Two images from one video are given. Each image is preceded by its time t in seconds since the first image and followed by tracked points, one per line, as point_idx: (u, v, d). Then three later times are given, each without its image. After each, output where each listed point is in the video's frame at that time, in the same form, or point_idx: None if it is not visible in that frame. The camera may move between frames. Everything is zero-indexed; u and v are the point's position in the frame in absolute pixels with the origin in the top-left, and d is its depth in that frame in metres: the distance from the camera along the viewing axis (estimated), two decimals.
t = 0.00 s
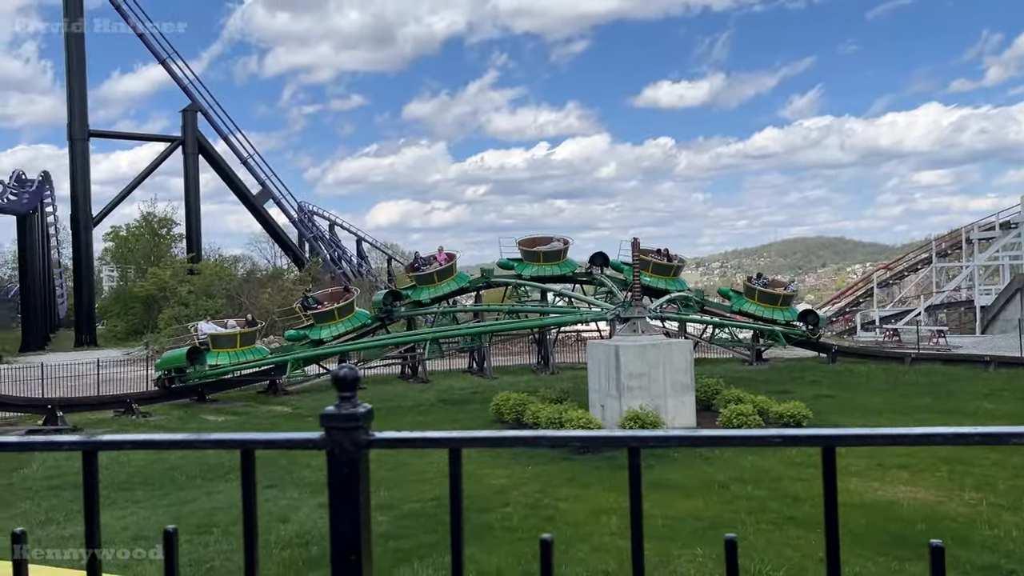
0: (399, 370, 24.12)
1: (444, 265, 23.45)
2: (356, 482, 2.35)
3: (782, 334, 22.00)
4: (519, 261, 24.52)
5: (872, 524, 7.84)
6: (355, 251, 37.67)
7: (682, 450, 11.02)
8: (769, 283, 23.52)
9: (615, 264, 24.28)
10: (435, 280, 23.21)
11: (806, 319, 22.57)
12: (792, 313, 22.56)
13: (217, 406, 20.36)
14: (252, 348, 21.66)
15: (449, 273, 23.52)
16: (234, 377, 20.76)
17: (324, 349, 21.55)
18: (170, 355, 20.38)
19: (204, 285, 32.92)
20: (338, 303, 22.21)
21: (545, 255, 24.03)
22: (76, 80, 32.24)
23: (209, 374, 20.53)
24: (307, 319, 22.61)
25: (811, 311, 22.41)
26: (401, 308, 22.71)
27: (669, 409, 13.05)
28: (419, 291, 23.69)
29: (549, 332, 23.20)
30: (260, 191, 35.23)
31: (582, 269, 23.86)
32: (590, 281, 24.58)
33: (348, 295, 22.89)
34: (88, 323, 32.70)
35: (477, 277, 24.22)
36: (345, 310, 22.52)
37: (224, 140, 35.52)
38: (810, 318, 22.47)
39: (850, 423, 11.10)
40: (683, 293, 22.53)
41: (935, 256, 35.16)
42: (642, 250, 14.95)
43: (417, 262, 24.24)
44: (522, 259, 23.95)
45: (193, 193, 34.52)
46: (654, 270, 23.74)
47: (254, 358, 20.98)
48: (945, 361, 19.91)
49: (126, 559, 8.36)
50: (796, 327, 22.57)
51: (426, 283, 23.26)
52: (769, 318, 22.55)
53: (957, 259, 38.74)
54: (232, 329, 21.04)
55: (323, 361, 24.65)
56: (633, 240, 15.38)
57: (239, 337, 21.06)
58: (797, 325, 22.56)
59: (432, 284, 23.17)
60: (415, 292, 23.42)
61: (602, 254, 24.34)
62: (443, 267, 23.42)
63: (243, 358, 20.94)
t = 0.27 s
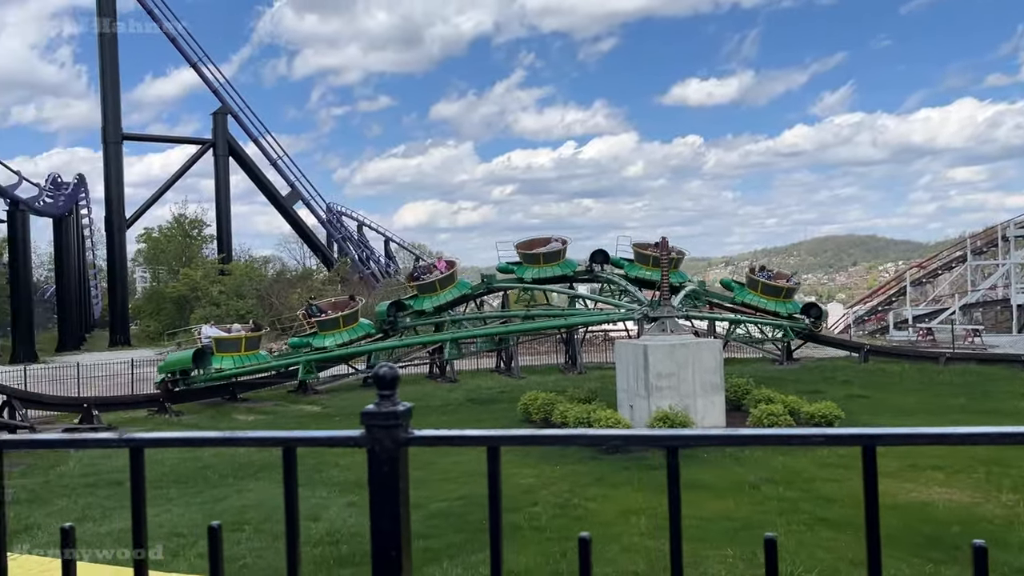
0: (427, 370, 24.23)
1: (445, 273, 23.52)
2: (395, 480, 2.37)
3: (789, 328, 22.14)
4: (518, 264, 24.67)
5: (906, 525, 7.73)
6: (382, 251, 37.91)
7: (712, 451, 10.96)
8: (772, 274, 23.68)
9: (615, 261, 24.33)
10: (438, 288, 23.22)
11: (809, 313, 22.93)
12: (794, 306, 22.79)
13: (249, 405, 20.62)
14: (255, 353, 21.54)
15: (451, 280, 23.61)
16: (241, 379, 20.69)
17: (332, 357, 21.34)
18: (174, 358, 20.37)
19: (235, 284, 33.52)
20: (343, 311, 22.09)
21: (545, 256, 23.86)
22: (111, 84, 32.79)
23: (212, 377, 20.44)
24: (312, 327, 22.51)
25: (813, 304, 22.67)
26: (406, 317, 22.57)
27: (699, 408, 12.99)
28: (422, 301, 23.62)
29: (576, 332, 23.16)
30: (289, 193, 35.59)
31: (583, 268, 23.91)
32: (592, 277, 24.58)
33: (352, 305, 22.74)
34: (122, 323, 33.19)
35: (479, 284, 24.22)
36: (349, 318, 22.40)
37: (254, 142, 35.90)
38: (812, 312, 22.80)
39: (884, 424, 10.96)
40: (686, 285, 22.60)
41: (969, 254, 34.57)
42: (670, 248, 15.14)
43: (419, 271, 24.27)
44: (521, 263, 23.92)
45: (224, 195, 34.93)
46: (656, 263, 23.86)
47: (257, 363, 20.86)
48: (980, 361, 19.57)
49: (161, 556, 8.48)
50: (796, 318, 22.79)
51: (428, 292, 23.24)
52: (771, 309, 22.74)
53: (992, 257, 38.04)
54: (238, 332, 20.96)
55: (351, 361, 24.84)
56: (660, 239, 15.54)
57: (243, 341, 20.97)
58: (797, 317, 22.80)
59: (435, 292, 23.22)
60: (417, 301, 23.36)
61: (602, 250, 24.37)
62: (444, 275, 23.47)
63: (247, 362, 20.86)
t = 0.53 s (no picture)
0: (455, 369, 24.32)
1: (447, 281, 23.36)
2: (433, 476, 2.39)
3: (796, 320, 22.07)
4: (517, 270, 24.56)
5: (941, 527, 7.62)
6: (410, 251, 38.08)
7: (742, 451, 10.88)
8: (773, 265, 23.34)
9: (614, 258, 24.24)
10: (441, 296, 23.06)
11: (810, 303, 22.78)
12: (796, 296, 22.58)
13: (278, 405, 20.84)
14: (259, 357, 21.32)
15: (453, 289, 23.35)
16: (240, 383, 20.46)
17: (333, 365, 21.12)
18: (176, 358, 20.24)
19: (264, 285, 33.97)
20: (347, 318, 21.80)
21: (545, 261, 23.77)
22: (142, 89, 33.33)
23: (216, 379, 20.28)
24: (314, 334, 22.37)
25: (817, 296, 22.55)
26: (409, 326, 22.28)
27: (728, 408, 12.95)
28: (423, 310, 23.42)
29: (604, 331, 23.09)
30: (317, 193, 35.88)
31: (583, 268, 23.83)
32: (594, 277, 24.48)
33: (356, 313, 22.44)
34: (155, 324, 33.41)
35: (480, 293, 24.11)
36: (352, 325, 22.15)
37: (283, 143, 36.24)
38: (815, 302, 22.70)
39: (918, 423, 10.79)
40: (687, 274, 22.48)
41: (1006, 251, 33.85)
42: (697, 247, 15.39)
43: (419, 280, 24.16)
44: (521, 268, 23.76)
45: (253, 196, 35.30)
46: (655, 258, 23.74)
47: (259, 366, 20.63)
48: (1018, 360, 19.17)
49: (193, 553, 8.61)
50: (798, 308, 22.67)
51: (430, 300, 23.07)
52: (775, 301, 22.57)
53: None
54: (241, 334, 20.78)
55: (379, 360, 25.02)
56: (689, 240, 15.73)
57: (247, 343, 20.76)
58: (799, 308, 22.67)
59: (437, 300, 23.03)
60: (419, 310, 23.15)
61: (601, 249, 24.10)
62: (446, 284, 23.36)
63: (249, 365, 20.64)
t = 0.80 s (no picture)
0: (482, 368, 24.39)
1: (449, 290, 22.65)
2: (470, 473, 2.41)
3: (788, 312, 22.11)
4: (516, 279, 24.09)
5: (978, 528, 7.50)
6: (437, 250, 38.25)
7: (772, 450, 10.81)
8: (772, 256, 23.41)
9: (611, 258, 24.30)
10: (442, 306, 22.34)
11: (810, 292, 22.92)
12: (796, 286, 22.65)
13: (307, 404, 21.04)
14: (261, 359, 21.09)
15: (454, 298, 22.65)
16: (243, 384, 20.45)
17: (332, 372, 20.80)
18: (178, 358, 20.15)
19: (294, 284, 34.00)
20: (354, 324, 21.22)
21: (543, 267, 23.69)
22: (173, 92, 33.79)
23: (218, 379, 20.25)
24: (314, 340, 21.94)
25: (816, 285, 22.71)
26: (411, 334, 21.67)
27: (757, 407, 12.90)
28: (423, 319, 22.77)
29: (631, 329, 23.03)
30: (345, 193, 36.16)
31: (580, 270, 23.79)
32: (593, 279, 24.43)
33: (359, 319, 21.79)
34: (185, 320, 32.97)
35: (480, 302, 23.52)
36: (356, 333, 21.45)
37: (311, 144, 36.54)
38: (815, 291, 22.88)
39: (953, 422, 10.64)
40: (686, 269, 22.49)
41: None
42: (725, 244, 15.64)
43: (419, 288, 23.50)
44: (520, 276, 23.46)
45: (282, 197, 35.64)
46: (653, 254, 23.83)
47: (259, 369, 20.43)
48: None
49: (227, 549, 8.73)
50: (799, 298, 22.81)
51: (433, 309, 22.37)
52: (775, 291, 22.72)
53: None
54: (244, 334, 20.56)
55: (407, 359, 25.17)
56: (717, 236, 15.88)
57: (250, 345, 20.57)
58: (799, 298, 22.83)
59: (439, 310, 22.29)
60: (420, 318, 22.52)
61: (598, 249, 24.04)
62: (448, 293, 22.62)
63: (251, 366, 20.46)
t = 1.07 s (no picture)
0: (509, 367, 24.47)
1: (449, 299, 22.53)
2: (502, 469, 2.42)
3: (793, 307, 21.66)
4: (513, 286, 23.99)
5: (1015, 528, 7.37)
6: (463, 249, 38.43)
7: (802, 449, 10.73)
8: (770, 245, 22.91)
9: (608, 258, 23.95)
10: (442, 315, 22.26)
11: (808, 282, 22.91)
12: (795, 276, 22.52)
13: (335, 402, 21.26)
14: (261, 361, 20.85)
15: (454, 308, 22.51)
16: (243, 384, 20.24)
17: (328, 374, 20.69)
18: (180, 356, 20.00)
19: (322, 284, 34.27)
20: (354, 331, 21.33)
21: (540, 274, 23.42)
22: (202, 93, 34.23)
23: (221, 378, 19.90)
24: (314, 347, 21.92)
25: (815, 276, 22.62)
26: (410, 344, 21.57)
27: (787, 406, 12.79)
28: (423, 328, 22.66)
29: (659, 328, 22.95)
30: (372, 193, 36.41)
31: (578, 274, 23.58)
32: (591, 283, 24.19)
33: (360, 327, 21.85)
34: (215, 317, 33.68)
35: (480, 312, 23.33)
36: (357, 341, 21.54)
37: (338, 145, 36.84)
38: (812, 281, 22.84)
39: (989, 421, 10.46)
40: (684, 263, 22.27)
41: None
42: (754, 241, 15.56)
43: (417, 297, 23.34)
44: (518, 283, 23.33)
45: (310, 197, 35.92)
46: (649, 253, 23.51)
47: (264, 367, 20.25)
48: None
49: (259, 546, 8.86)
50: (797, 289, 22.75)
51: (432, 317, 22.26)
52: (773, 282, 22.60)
53: None
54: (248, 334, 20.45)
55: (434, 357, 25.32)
56: (746, 233, 15.79)
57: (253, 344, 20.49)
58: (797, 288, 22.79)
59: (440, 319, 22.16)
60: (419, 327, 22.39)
61: (595, 252, 23.80)
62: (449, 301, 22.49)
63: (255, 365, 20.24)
